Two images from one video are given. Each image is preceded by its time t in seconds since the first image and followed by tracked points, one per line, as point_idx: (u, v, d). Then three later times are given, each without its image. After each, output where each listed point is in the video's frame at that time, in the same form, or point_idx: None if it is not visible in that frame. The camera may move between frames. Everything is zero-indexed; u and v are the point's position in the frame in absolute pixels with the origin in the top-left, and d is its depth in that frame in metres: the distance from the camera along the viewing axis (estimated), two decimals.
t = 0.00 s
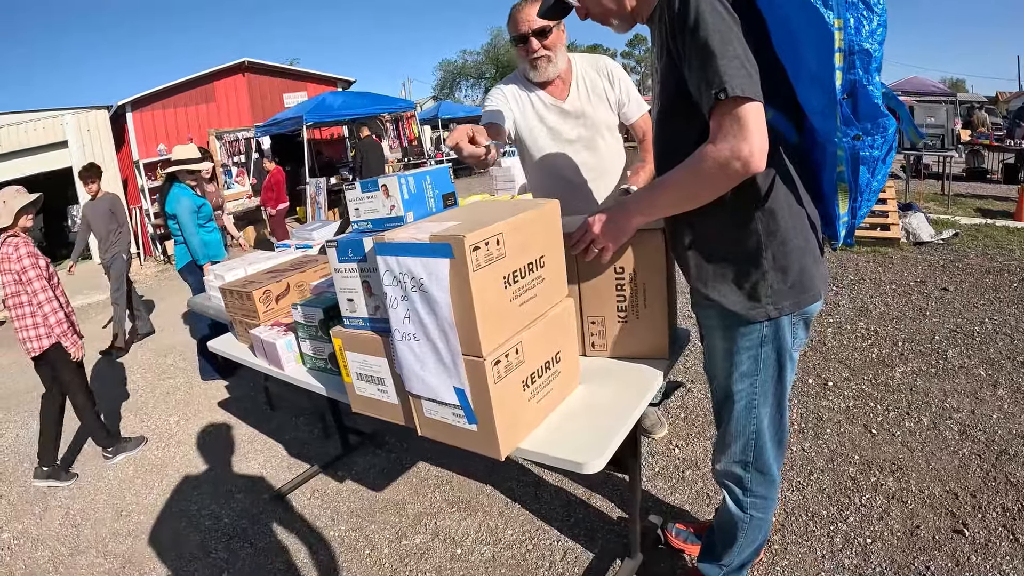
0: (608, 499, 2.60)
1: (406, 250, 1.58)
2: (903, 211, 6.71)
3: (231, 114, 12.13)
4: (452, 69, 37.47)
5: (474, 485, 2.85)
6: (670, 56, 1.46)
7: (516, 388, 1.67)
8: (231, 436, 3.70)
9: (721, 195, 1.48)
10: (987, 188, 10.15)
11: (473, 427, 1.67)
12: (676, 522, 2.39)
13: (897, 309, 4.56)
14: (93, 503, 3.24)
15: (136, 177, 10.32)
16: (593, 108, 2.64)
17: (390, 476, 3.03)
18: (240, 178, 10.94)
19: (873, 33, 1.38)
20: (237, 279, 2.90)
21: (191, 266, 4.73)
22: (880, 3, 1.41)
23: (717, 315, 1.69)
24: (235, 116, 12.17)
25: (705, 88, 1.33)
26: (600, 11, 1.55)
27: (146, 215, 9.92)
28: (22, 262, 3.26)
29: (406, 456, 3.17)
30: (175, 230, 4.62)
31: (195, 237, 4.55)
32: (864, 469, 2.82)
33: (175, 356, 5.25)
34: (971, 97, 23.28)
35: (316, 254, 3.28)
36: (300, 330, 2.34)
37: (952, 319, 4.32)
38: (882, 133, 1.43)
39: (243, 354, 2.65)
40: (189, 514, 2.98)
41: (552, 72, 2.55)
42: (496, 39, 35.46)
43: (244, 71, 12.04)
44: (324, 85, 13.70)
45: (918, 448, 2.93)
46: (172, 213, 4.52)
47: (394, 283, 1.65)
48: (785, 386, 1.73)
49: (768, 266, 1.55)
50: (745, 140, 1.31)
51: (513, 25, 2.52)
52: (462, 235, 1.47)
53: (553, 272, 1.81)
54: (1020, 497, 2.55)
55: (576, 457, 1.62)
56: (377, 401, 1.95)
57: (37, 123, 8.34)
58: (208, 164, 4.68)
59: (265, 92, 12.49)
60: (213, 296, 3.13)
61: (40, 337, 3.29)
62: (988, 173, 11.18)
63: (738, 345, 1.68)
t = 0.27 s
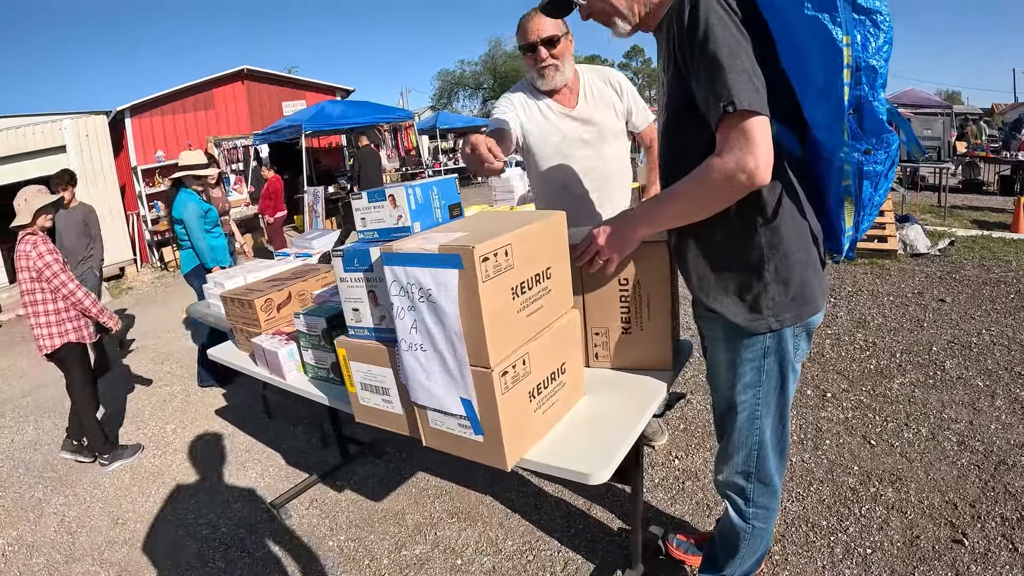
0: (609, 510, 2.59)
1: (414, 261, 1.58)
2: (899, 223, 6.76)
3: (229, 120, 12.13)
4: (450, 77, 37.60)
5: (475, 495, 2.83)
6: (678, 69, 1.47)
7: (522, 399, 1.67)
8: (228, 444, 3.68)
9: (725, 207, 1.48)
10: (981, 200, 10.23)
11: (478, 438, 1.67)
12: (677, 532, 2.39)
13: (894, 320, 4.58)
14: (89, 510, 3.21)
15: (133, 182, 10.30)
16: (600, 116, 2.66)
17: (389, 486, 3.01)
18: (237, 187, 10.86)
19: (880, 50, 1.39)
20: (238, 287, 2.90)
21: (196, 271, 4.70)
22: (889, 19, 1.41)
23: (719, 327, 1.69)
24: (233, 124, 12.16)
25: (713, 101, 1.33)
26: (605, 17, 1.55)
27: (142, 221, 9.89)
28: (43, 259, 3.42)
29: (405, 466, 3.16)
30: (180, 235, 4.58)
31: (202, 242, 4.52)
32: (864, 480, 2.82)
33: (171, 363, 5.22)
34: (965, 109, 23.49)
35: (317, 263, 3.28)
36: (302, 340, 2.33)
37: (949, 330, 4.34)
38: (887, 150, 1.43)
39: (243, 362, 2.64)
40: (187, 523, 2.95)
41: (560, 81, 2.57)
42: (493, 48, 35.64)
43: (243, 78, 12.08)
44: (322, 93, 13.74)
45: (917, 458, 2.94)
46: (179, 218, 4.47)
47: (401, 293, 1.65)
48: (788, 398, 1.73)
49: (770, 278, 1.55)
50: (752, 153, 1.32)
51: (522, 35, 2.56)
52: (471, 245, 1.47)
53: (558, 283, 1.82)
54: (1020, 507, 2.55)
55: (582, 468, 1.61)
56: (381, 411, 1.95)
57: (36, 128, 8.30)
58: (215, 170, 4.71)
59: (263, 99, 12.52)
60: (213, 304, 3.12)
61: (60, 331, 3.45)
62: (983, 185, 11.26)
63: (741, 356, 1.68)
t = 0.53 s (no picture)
0: (606, 516, 2.59)
1: (415, 266, 1.58)
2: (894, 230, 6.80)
3: (226, 124, 12.13)
4: (448, 83, 37.68)
5: (471, 502, 2.83)
6: (680, 75, 1.48)
7: (522, 405, 1.67)
8: (224, 450, 3.66)
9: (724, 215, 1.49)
10: (976, 207, 10.28)
11: (478, 444, 1.67)
12: (674, 538, 2.39)
13: (889, 327, 4.60)
14: (83, 516, 3.19)
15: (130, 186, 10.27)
16: (614, 119, 2.75)
17: (386, 492, 3.00)
18: (234, 190, 10.88)
19: (880, 62, 1.41)
20: (235, 292, 2.90)
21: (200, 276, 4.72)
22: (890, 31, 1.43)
23: (716, 333, 1.70)
24: (230, 128, 12.15)
25: (715, 108, 1.34)
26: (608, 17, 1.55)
27: (139, 225, 9.87)
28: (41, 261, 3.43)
29: (402, 472, 3.15)
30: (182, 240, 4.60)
31: (204, 247, 4.53)
32: (860, 486, 2.83)
33: (167, 368, 5.20)
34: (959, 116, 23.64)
35: (314, 269, 3.28)
36: (300, 345, 2.33)
37: (944, 336, 4.36)
38: (882, 161, 1.47)
39: (240, 368, 2.63)
40: (182, 529, 2.94)
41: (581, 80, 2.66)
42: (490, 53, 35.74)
43: (239, 83, 12.10)
44: (319, 98, 13.76)
45: (913, 464, 2.95)
46: (181, 223, 4.49)
47: (402, 299, 1.65)
48: (785, 403, 1.74)
49: (766, 285, 1.56)
50: (751, 161, 1.33)
51: (544, 37, 2.69)
52: (472, 252, 1.47)
53: (558, 289, 1.82)
54: (1016, 512, 2.56)
55: (581, 474, 1.61)
56: (380, 417, 1.94)
57: (32, 132, 8.24)
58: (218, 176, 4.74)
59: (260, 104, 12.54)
60: (209, 310, 3.11)
61: (59, 332, 3.45)
62: (977, 192, 11.33)
63: (738, 362, 1.69)
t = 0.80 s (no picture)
0: (602, 518, 2.60)
1: (413, 268, 1.59)
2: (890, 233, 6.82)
3: (224, 126, 12.13)
4: (446, 85, 37.72)
5: (468, 504, 2.83)
6: (679, 79, 1.49)
7: (520, 407, 1.67)
8: (220, 452, 3.66)
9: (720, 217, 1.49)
10: (972, 211, 10.32)
11: (476, 446, 1.67)
12: (670, 540, 2.39)
13: (885, 330, 4.62)
14: (79, 517, 3.18)
15: (127, 187, 10.26)
16: (627, 125, 2.95)
17: (382, 494, 3.00)
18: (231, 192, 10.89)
19: (879, 67, 1.42)
20: (232, 294, 2.90)
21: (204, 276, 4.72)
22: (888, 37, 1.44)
23: (713, 335, 1.70)
24: (227, 130, 12.15)
25: (714, 112, 1.35)
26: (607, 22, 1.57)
27: (135, 226, 9.85)
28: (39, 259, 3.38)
29: (398, 474, 3.15)
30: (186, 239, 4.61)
31: (207, 246, 4.54)
32: (856, 488, 2.83)
33: (164, 370, 5.19)
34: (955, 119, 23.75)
35: (311, 271, 3.29)
36: (297, 347, 2.33)
37: (940, 339, 4.37)
38: (881, 165, 1.48)
39: (237, 369, 2.63)
40: (179, 531, 2.93)
41: (599, 85, 2.90)
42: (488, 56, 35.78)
43: (236, 85, 12.10)
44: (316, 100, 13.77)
45: (909, 466, 2.96)
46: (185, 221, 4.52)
47: (400, 301, 1.65)
48: (781, 405, 1.75)
49: (762, 287, 1.56)
50: (748, 165, 1.34)
51: (568, 45, 2.91)
52: (471, 253, 1.48)
53: (555, 291, 1.83)
54: (1012, 514, 2.57)
55: (578, 475, 1.62)
56: (377, 418, 1.95)
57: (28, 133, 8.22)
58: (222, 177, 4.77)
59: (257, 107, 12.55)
60: (207, 311, 3.11)
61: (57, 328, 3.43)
62: (972, 196, 11.37)
63: (735, 364, 1.69)
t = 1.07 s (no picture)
0: (602, 519, 2.60)
1: (412, 268, 1.59)
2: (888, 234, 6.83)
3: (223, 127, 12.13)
4: (445, 86, 37.74)
5: (467, 504, 2.83)
6: (678, 81, 1.49)
7: (519, 407, 1.68)
8: (219, 452, 3.66)
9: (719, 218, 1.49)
10: (970, 212, 10.34)
11: (475, 446, 1.68)
12: (669, 540, 2.39)
13: (883, 331, 4.62)
14: (79, 518, 3.18)
15: (126, 188, 10.26)
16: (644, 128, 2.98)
17: (381, 495, 3.00)
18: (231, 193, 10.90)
19: (876, 69, 1.42)
20: (231, 294, 2.90)
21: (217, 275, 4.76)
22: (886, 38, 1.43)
23: (712, 336, 1.71)
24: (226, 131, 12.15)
25: (712, 113, 1.35)
26: (608, 25, 1.57)
27: (135, 227, 9.85)
28: (49, 253, 3.43)
29: (398, 475, 3.15)
30: (201, 237, 4.66)
31: (225, 244, 4.63)
32: (854, 488, 2.84)
33: (163, 371, 5.19)
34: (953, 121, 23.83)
35: (310, 272, 3.29)
36: (297, 347, 2.34)
37: (938, 340, 4.38)
38: (877, 166, 1.48)
39: (237, 369, 2.63)
40: (178, 531, 2.93)
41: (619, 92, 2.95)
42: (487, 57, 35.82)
43: (235, 86, 12.10)
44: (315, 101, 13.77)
45: (907, 467, 2.96)
46: (203, 220, 4.59)
47: (399, 301, 1.65)
48: (779, 406, 1.75)
49: (760, 288, 1.57)
50: (746, 166, 1.34)
51: (591, 47, 2.90)
52: (470, 254, 1.48)
53: (554, 292, 1.83)
54: (1010, 514, 2.57)
55: (577, 475, 1.62)
56: (376, 418, 1.95)
57: (28, 133, 8.23)
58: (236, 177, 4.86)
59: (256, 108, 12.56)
60: (206, 311, 3.11)
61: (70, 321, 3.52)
62: (971, 197, 11.39)
63: (734, 365, 1.70)
